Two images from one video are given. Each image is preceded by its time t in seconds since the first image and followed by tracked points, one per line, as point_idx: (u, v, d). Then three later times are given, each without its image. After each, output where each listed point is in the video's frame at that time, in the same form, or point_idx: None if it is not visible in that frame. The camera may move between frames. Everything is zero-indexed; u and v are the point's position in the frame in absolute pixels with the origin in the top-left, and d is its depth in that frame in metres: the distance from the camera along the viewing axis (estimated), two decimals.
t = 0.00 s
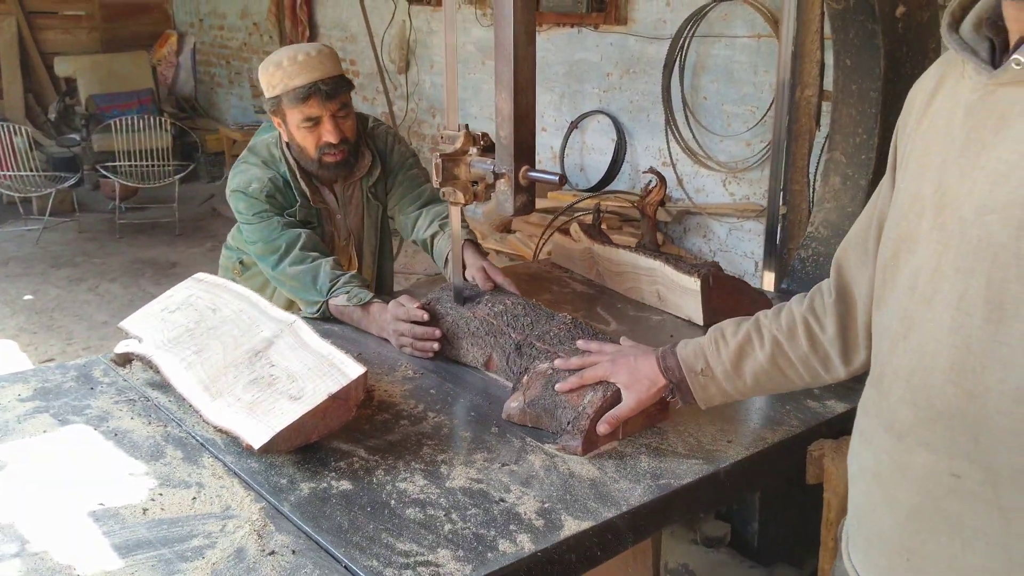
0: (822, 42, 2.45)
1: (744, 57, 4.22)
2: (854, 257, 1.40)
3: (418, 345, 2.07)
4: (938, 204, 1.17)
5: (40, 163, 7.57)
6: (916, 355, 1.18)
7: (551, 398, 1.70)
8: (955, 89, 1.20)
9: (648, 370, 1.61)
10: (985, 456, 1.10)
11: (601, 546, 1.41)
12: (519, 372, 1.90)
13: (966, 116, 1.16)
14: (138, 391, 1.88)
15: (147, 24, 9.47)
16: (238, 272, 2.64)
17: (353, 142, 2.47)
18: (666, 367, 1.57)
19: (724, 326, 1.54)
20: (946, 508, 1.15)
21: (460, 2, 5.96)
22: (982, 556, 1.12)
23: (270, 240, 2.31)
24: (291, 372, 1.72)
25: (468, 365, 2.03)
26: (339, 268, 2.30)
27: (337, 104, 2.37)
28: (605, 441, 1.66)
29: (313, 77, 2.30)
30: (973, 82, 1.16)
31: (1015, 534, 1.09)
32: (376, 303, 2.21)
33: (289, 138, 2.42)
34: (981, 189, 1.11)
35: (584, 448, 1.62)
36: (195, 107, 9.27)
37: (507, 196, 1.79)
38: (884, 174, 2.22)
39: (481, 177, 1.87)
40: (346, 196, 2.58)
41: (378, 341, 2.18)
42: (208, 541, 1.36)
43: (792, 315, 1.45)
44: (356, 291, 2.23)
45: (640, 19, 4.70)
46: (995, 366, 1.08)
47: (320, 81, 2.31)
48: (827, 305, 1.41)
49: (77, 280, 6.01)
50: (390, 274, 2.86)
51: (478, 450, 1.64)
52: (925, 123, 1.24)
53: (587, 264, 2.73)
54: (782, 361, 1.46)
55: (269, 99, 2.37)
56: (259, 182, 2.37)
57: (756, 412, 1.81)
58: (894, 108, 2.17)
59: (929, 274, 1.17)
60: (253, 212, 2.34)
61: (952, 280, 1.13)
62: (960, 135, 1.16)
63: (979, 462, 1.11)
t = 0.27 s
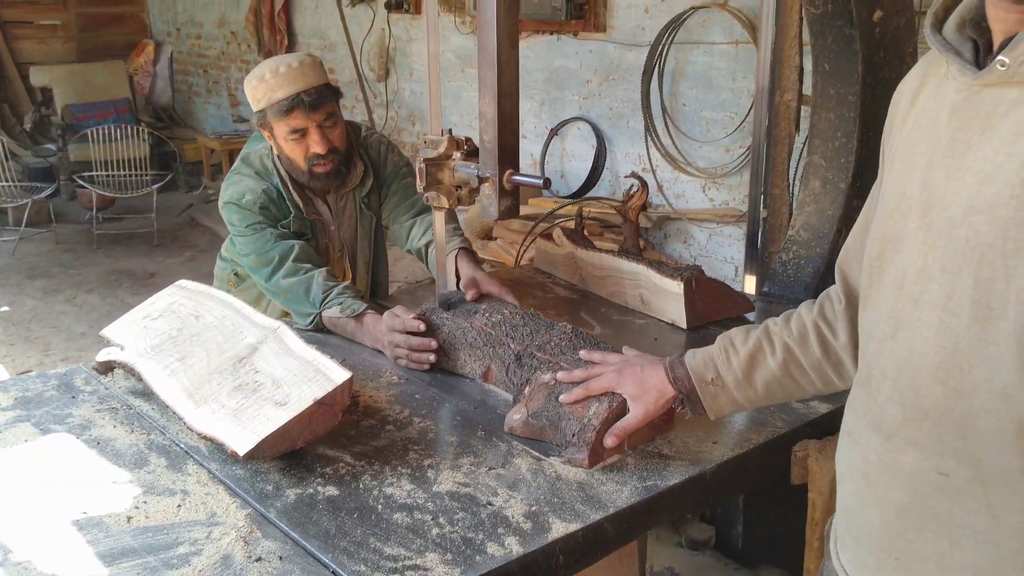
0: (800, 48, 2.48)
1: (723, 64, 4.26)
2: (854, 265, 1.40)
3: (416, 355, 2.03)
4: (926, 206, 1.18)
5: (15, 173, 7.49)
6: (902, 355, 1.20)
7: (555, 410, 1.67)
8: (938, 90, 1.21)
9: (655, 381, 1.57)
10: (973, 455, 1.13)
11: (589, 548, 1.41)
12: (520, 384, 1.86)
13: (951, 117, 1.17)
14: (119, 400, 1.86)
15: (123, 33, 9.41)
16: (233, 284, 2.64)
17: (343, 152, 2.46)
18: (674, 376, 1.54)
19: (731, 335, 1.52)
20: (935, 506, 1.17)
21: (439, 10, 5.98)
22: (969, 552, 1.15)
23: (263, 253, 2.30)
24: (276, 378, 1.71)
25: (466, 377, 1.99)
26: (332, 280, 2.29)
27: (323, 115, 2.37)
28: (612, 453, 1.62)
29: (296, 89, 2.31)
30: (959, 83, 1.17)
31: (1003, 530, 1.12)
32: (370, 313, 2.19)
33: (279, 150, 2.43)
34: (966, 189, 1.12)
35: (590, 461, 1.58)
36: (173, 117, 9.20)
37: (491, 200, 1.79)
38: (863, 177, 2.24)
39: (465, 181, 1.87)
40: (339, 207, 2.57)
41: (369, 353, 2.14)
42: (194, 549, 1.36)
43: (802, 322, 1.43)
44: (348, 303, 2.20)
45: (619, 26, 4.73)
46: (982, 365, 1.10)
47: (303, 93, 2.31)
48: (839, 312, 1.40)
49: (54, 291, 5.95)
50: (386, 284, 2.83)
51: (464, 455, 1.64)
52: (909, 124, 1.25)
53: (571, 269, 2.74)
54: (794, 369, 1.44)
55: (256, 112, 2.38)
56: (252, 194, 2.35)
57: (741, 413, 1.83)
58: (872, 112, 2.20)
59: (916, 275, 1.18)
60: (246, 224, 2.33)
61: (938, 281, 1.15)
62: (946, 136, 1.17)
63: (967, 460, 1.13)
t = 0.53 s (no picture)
0: (788, 60, 2.49)
1: (712, 75, 4.28)
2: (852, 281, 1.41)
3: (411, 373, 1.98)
4: (916, 218, 1.18)
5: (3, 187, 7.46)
6: (893, 367, 1.20)
7: (563, 430, 1.63)
8: (930, 102, 1.21)
9: (669, 404, 1.52)
10: (966, 468, 1.13)
11: (581, 562, 1.41)
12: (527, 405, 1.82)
13: (942, 129, 1.17)
14: (107, 415, 1.84)
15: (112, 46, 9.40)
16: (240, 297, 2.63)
17: (342, 165, 2.44)
18: (690, 399, 1.50)
19: (746, 351, 1.51)
20: (928, 518, 1.17)
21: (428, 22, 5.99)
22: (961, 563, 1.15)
23: (264, 270, 2.29)
24: (265, 393, 1.69)
25: (467, 398, 1.96)
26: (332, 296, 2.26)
27: (320, 129, 2.35)
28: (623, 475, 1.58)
29: (291, 105, 2.28)
30: (949, 96, 1.17)
31: (996, 542, 1.13)
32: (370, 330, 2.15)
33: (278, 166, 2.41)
34: (958, 201, 1.13)
35: (602, 483, 1.54)
36: (162, 130, 9.16)
37: (481, 213, 1.79)
38: (852, 188, 2.25)
39: (454, 194, 1.88)
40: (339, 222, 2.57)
41: (364, 371, 2.11)
42: (182, 566, 1.34)
43: (818, 336, 1.43)
44: (347, 320, 2.18)
45: (608, 38, 4.75)
46: (974, 378, 1.11)
47: (298, 107, 2.29)
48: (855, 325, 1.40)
49: (42, 305, 5.91)
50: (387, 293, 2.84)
51: (455, 469, 1.63)
52: (900, 136, 1.25)
53: (561, 281, 2.74)
54: (814, 385, 1.44)
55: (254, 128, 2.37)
56: (255, 211, 2.34)
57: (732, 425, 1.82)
58: (861, 123, 2.21)
59: (909, 286, 1.18)
60: (248, 242, 2.32)
61: (930, 293, 1.15)
62: (937, 148, 1.17)
63: (960, 473, 1.14)
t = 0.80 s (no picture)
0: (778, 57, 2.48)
1: (702, 74, 4.26)
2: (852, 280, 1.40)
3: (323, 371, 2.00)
4: (909, 216, 1.17)
5: None
6: (888, 366, 1.19)
7: (573, 440, 1.56)
8: (925, 99, 1.20)
9: (684, 418, 1.48)
10: (957, 467, 1.13)
11: (570, 566, 1.39)
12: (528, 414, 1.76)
13: (937, 126, 1.16)
14: (91, 421, 1.82)
15: (101, 49, 9.35)
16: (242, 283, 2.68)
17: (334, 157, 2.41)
18: (708, 412, 1.48)
19: (759, 360, 1.50)
20: (921, 517, 1.17)
21: (418, 22, 5.97)
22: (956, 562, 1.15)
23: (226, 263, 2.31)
24: (250, 397, 1.68)
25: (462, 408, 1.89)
26: (274, 301, 2.22)
27: (311, 118, 2.32)
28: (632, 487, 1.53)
29: (282, 92, 2.25)
30: (944, 91, 1.15)
31: (988, 541, 1.12)
32: (302, 333, 2.10)
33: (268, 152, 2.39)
34: (951, 198, 1.11)
35: (613, 494, 1.50)
36: (153, 132, 9.12)
37: (468, 214, 1.77)
38: (843, 186, 2.23)
39: (441, 195, 1.86)
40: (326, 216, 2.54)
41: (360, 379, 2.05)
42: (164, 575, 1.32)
43: (836, 341, 1.45)
44: (282, 322, 2.12)
45: (598, 37, 4.73)
46: (966, 377, 1.10)
47: (288, 94, 2.26)
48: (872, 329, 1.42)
49: (31, 309, 5.87)
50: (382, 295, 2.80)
51: (443, 473, 1.61)
52: (895, 133, 1.24)
53: (552, 281, 2.72)
54: (833, 390, 1.45)
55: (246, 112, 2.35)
56: (239, 199, 2.35)
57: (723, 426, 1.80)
58: (851, 120, 2.19)
59: (903, 284, 1.17)
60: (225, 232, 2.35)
61: (923, 291, 1.14)
62: (932, 144, 1.16)
63: (951, 472, 1.13)
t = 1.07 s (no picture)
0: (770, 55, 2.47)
1: (694, 71, 4.26)
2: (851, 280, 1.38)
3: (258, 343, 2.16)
4: (917, 212, 1.15)
5: None
6: (891, 364, 1.17)
7: (571, 443, 1.55)
8: (934, 97, 1.18)
9: (664, 404, 1.43)
10: (959, 466, 1.10)
11: (563, 569, 1.37)
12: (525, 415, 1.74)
13: (945, 123, 1.14)
14: (77, 424, 1.79)
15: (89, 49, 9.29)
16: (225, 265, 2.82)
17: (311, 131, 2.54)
18: (689, 399, 1.42)
19: (745, 352, 1.45)
20: (922, 517, 1.15)
21: (409, 21, 5.94)
22: (956, 564, 1.13)
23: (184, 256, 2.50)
24: (238, 399, 1.66)
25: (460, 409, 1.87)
26: (210, 293, 2.37)
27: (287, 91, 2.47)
28: (633, 491, 1.51)
29: (259, 64, 2.40)
30: (952, 89, 1.14)
31: (990, 541, 1.10)
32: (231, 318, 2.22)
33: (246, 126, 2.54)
34: (960, 195, 1.10)
35: (612, 498, 1.48)
36: (142, 132, 9.07)
37: (459, 213, 1.76)
38: (836, 183, 2.23)
39: (431, 194, 1.85)
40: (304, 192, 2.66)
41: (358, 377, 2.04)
42: None
43: (823, 336, 1.42)
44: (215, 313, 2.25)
45: (589, 35, 4.72)
46: (966, 375, 1.08)
47: (265, 64, 2.41)
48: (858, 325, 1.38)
49: (20, 310, 5.83)
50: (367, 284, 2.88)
51: (434, 474, 1.59)
52: (906, 130, 1.22)
53: (543, 280, 2.70)
54: (818, 387, 1.41)
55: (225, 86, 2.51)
56: (204, 178, 2.51)
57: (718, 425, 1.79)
58: (844, 117, 2.18)
59: (910, 281, 1.15)
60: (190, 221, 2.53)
61: (929, 289, 1.12)
62: (940, 140, 1.14)
63: (953, 471, 1.11)
